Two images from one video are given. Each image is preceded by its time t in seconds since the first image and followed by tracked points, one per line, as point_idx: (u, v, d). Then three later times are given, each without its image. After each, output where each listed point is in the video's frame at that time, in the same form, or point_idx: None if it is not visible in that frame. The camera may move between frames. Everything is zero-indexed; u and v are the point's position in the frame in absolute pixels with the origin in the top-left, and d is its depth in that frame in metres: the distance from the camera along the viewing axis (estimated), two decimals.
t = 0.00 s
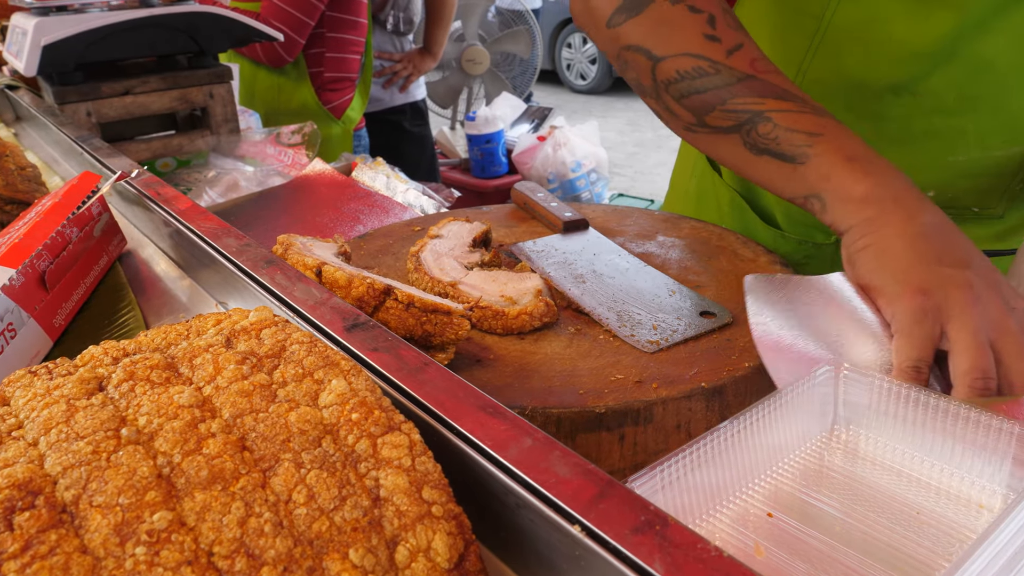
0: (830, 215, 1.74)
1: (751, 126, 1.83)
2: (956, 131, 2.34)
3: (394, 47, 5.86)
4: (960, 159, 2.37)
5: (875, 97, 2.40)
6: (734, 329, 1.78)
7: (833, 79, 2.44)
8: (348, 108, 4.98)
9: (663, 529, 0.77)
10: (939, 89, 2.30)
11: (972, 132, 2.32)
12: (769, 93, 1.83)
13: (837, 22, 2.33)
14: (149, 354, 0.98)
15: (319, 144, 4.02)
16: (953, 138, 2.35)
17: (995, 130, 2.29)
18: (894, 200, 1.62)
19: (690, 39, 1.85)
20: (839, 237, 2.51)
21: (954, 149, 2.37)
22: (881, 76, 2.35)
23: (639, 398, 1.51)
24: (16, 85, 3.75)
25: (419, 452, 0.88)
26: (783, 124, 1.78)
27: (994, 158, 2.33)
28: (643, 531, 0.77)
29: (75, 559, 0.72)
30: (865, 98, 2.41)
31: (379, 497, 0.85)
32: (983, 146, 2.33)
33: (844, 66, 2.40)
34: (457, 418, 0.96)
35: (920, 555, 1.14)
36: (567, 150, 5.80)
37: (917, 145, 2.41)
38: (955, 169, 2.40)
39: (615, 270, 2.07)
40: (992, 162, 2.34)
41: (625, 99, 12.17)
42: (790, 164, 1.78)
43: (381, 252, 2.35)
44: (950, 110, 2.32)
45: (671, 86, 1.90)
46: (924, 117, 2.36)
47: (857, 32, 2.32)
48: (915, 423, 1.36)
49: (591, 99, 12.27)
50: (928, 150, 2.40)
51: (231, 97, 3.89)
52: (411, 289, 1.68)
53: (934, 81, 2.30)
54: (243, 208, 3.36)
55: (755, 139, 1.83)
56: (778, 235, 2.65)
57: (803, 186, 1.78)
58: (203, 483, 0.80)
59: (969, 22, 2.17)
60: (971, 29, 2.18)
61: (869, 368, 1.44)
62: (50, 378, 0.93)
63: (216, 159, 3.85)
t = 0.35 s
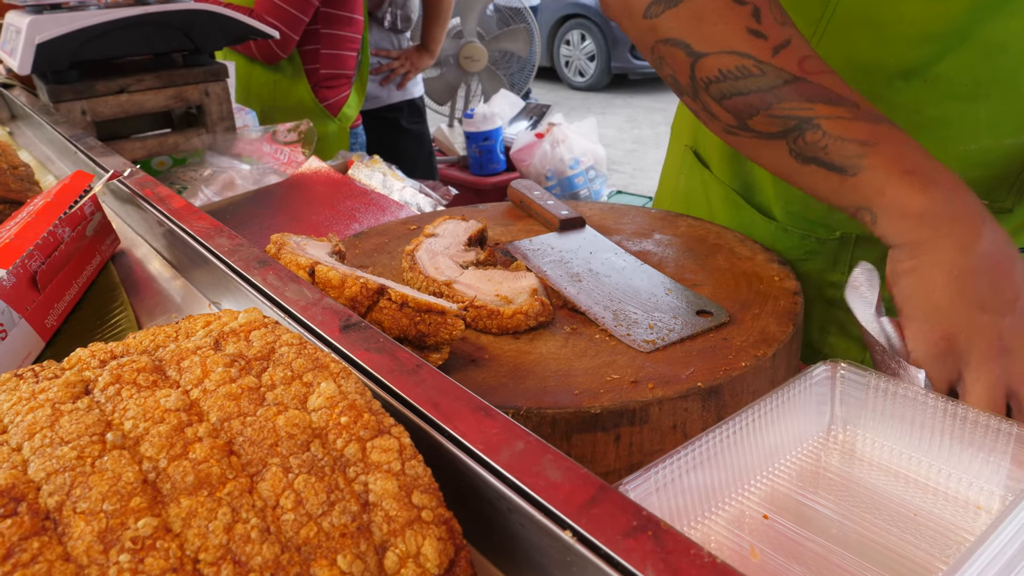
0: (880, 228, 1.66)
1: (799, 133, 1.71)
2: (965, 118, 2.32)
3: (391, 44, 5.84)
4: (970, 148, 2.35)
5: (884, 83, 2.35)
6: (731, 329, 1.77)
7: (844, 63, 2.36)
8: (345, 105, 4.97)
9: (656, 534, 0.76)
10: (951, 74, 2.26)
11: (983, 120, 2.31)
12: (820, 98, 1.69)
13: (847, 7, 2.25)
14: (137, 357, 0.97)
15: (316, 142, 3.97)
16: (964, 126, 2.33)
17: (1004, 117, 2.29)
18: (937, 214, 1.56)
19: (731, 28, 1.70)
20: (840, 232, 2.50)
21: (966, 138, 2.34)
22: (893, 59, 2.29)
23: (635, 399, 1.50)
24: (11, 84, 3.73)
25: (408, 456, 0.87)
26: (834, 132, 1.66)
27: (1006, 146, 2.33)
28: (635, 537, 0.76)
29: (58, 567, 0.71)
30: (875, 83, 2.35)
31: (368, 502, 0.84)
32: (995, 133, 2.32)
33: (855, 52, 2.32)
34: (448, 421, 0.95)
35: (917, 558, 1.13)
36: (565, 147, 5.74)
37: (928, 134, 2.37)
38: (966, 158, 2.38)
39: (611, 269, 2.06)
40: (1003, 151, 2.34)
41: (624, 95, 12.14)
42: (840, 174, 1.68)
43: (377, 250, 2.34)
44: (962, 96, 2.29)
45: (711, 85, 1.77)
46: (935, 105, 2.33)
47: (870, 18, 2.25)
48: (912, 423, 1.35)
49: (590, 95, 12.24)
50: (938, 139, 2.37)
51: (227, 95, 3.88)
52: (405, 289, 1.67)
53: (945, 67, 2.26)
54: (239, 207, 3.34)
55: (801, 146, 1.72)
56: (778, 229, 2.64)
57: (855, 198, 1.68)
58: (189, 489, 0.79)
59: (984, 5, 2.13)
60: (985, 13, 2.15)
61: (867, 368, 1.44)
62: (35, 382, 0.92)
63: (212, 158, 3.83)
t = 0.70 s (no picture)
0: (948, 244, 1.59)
1: (876, 129, 1.63)
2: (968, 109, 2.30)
3: (391, 42, 5.82)
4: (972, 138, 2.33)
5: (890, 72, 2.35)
6: (731, 328, 1.76)
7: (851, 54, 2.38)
8: (344, 103, 4.96)
9: (656, 538, 0.75)
10: (956, 63, 2.26)
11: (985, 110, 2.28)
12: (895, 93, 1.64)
13: None
14: (133, 358, 0.96)
15: (315, 141, 3.99)
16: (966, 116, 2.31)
17: (1007, 108, 2.25)
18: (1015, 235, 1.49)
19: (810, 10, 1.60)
20: (841, 221, 2.50)
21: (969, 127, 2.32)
22: (897, 48, 2.31)
23: (635, 398, 1.49)
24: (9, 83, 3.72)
25: (406, 458, 0.87)
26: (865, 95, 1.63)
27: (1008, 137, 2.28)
28: (634, 541, 0.75)
29: (52, 571, 0.70)
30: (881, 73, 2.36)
31: (365, 505, 0.83)
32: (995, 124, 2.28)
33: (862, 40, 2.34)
34: (447, 422, 0.94)
35: (919, 559, 1.12)
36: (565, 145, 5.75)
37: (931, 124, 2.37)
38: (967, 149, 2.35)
39: (610, 268, 2.05)
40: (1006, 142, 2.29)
41: (624, 92, 12.12)
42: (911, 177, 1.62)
43: (375, 249, 2.33)
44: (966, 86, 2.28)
45: (780, 67, 1.67)
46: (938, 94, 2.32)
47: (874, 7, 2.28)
48: (914, 424, 1.34)
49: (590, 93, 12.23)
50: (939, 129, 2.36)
51: (226, 93, 3.87)
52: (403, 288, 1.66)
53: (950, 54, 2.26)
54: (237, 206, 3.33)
55: (877, 143, 1.64)
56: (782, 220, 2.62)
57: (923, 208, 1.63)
58: (185, 492, 0.78)
59: None
60: (992, 1, 2.14)
61: (868, 368, 1.43)
62: (30, 384, 0.91)
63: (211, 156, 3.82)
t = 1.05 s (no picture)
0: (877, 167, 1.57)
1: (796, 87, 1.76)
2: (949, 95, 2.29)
3: (393, 40, 5.81)
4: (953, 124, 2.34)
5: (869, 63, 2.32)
6: (731, 328, 1.75)
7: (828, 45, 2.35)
8: (346, 101, 4.93)
9: (655, 542, 0.74)
10: (936, 52, 2.22)
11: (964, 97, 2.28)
12: (812, 54, 1.75)
13: None
14: (128, 358, 0.96)
15: (315, 139, 3.95)
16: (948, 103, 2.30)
17: (993, 91, 2.27)
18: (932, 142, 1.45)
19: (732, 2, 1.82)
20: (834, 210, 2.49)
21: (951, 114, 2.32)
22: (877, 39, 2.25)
23: (634, 399, 1.48)
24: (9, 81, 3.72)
25: (403, 461, 0.86)
26: (830, 80, 1.67)
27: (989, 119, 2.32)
28: (633, 546, 0.74)
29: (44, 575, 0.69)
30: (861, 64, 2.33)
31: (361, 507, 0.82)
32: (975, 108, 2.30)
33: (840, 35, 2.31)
34: (445, 424, 0.93)
35: (920, 563, 1.12)
36: (566, 144, 5.74)
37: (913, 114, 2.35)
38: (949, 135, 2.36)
39: (611, 268, 2.05)
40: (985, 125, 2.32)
41: (625, 91, 12.11)
42: (837, 123, 1.65)
43: (375, 248, 2.32)
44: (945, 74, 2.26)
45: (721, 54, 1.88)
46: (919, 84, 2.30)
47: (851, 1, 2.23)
48: (916, 426, 1.33)
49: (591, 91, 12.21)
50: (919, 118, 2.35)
51: (226, 91, 3.86)
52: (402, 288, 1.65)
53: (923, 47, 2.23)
54: (237, 204, 3.32)
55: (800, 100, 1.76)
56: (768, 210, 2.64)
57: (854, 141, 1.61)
58: (179, 494, 0.77)
59: None
60: None
61: (869, 370, 1.43)
62: (25, 384, 0.90)
63: (211, 155, 3.80)
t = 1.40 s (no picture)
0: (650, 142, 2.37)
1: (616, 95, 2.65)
2: (823, 83, 2.49)
3: (394, 38, 5.79)
4: (834, 109, 2.51)
5: (744, 56, 2.58)
6: (732, 328, 1.74)
7: (718, 43, 2.62)
8: (348, 99, 4.94)
9: (657, 545, 0.74)
10: (807, 46, 2.44)
11: (838, 83, 2.46)
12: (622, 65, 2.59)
13: None
14: (127, 358, 0.95)
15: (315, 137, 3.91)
16: (826, 88, 2.49)
17: (867, 80, 2.43)
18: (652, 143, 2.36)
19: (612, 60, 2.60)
20: (745, 194, 2.75)
21: (830, 98, 2.49)
22: (757, 38, 2.50)
23: (635, 399, 1.48)
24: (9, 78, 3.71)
25: (403, 463, 0.85)
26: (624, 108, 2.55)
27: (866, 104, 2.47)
28: (634, 549, 0.74)
29: None
30: (739, 59, 2.59)
31: (361, 509, 0.82)
32: (850, 93, 2.47)
33: (730, 36, 2.58)
34: (445, 425, 0.93)
35: (923, 566, 1.11)
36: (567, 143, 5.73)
37: (797, 101, 2.54)
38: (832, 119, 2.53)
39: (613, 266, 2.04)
40: (863, 110, 2.48)
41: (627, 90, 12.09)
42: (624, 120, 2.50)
43: (375, 247, 2.32)
44: (821, 61, 2.45)
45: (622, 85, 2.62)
46: (796, 73, 2.50)
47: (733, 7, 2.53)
48: (919, 428, 1.33)
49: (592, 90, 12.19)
50: (803, 105, 2.54)
51: (226, 89, 3.84)
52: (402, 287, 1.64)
53: (795, 38, 2.44)
54: (237, 202, 3.32)
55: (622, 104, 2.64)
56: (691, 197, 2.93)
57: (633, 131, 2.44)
58: (177, 496, 0.77)
59: None
60: None
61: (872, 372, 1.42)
62: (22, 384, 0.90)
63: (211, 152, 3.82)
